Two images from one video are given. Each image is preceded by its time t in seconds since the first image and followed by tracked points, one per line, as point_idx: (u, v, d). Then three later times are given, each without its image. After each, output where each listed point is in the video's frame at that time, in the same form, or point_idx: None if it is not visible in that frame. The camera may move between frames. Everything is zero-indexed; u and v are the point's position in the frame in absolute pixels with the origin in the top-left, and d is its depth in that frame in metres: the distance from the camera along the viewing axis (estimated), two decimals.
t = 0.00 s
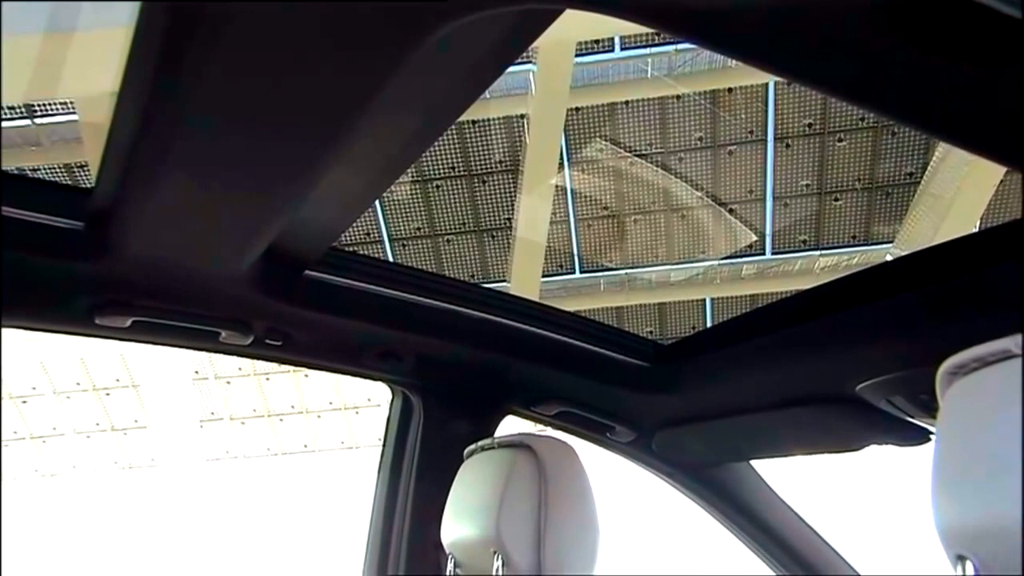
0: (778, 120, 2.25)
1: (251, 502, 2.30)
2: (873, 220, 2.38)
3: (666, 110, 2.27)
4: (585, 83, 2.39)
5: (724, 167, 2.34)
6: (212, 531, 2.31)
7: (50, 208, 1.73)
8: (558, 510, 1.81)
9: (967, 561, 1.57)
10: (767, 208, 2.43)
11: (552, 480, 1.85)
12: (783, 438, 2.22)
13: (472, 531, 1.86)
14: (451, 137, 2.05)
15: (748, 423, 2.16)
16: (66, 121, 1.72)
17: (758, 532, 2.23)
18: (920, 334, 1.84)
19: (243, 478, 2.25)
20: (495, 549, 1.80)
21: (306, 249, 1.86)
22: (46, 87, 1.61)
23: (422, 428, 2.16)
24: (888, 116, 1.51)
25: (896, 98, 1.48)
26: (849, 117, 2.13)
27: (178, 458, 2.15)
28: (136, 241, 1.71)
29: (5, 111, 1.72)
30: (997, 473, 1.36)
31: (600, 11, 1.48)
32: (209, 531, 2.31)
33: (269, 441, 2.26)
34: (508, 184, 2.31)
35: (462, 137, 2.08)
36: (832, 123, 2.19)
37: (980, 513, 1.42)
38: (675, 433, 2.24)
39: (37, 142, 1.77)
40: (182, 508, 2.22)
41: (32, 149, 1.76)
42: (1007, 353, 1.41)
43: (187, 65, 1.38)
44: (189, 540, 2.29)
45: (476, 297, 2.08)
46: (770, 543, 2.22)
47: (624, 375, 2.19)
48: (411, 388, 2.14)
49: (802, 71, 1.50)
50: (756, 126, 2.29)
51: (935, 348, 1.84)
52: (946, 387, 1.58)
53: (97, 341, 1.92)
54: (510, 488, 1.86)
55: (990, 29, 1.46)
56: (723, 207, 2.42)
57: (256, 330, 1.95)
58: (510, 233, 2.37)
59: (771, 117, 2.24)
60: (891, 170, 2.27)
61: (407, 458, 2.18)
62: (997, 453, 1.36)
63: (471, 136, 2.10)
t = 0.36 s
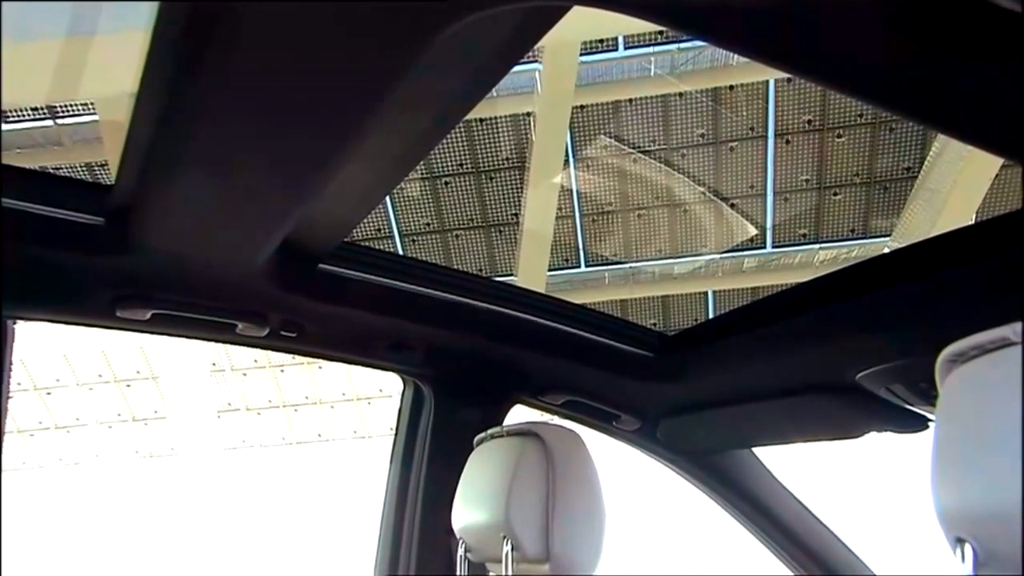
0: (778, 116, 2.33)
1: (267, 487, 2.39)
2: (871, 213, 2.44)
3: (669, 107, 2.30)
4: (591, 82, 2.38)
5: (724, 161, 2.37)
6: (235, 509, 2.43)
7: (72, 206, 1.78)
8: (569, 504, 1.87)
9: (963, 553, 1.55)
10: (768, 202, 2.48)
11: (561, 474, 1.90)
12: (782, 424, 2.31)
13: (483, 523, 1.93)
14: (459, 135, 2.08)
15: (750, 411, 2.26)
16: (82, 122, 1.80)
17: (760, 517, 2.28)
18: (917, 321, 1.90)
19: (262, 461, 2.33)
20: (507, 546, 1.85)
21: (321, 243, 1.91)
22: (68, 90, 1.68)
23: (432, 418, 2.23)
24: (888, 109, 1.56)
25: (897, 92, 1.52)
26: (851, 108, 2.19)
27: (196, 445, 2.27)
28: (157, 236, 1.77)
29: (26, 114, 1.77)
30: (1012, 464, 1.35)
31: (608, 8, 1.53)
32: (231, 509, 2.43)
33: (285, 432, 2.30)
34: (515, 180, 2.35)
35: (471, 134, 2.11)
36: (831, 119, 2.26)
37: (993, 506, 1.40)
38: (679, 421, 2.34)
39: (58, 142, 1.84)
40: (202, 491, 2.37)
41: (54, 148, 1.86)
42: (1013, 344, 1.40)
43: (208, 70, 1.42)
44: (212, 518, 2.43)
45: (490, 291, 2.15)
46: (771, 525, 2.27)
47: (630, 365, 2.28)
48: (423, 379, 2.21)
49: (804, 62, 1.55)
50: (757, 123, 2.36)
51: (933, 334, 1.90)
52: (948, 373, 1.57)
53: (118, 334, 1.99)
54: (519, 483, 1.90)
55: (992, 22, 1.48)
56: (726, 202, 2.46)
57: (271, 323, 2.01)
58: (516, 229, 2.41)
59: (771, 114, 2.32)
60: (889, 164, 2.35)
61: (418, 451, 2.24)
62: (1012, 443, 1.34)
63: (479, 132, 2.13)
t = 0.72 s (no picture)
0: (778, 114, 2.24)
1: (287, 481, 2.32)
2: (870, 207, 2.36)
3: (671, 107, 2.23)
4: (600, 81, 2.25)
5: (727, 157, 2.31)
6: (254, 507, 2.32)
7: (95, 203, 1.84)
8: (572, 492, 1.96)
9: (961, 537, 1.41)
10: (768, 197, 2.41)
11: (566, 459, 1.98)
12: (782, 410, 2.40)
13: (492, 511, 1.99)
14: (467, 132, 2.03)
15: (749, 397, 2.36)
16: (107, 121, 1.79)
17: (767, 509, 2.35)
18: (912, 312, 1.98)
19: (281, 452, 2.30)
20: (516, 532, 1.93)
21: (335, 240, 1.98)
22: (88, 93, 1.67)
23: (444, 404, 2.36)
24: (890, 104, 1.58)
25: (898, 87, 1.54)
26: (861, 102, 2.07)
27: (215, 436, 2.23)
28: (177, 233, 1.83)
29: (53, 117, 1.77)
30: (1013, 454, 1.24)
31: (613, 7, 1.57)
32: (250, 507, 2.32)
33: (300, 423, 2.30)
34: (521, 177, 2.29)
35: (479, 133, 2.05)
36: (832, 116, 2.18)
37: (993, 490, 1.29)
38: (681, 410, 2.46)
39: (81, 143, 1.88)
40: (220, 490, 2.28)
41: (77, 148, 1.89)
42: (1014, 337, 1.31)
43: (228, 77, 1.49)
44: (225, 521, 2.29)
45: (500, 283, 2.23)
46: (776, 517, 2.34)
47: (633, 356, 2.37)
48: (433, 369, 2.33)
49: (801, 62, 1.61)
50: (757, 119, 2.27)
51: (926, 324, 1.98)
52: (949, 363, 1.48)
53: (139, 327, 2.05)
54: (527, 469, 1.96)
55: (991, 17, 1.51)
56: (728, 197, 2.41)
57: (287, 315, 2.09)
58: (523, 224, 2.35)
59: (773, 110, 2.23)
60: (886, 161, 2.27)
61: (430, 438, 2.37)
62: (1013, 434, 1.24)
63: (487, 132, 2.07)
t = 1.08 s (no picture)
0: (779, 111, 2.12)
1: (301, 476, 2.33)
2: (869, 201, 2.32)
3: (676, 104, 2.10)
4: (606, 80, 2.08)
5: (729, 154, 2.22)
6: (270, 502, 2.32)
7: (112, 200, 1.90)
8: (580, 479, 2.01)
9: (961, 521, 1.41)
10: (769, 192, 2.33)
11: (574, 447, 2.03)
12: (784, 400, 2.46)
13: (503, 499, 2.05)
14: (476, 131, 1.97)
15: (751, 387, 2.42)
16: (128, 124, 1.80)
17: (769, 495, 2.51)
18: (910, 304, 2.03)
19: (297, 443, 2.34)
20: (525, 519, 1.99)
21: (347, 235, 2.04)
22: (110, 91, 1.69)
23: (452, 397, 2.47)
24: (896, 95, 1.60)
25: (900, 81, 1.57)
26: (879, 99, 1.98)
27: (232, 427, 2.28)
28: (194, 229, 1.89)
29: (69, 118, 1.79)
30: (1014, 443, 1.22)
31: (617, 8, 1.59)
32: (267, 500, 2.32)
33: (313, 413, 2.36)
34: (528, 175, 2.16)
35: (485, 133, 1.98)
36: (832, 113, 2.09)
37: (1000, 483, 1.27)
38: (682, 402, 2.54)
39: (101, 143, 1.86)
40: (238, 485, 2.30)
41: (97, 149, 1.87)
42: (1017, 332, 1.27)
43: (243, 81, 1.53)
44: (246, 514, 2.29)
45: (512, 278, 2.32)
46: (777, 504, 2.50)
47: (638, 347, 2.46)
48: (443, 362, 2.43)
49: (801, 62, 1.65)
50: (760, 117, 2.15)
51: (925, 315, 2.03)
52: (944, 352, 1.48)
53: (158, 320, 2.12)
54: (536, 457, 2.01)
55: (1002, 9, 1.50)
56: (729, 193, 2.32)
57: (301, 309, 2.16)
58: (530, 219, 2.27)
59: (774, 106, 2.10)
60: (884, 155, 2.20)
61: (441, 429, 2.46)
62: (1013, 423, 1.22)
63: (493, 131, 1.99)
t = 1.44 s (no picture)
0: (780, 107, 2.08)
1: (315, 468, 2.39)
2: (868, 196, 2.24)
3: (677, 102, 2.08)
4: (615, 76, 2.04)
5: (730, 151, 2.20)
6: (286, 489, 2.38)
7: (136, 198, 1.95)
8: (587, 466, 2.07)
9: (962, 507, 1.42)
10: (771, 188, 2.30)
11: (581, 435, 2.09)
12: (786, 389, 2.53)
13: (512, 487, 2.10)
14: (482, 129, 1.99)
15: (754, 377, 2.50)
16: (145, 125, 1.84)
17: (775, 486, 2.61)
18: (912, 293, 2.10)
19: (312, 435, 2.40)
20: (534, 506, 2.05)
21: (360, 230, 2.10)
22: (128, 93, 1.73)
23: (463, 387, 2.57)
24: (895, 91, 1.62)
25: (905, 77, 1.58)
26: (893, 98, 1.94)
27: (249, 419, 2.34)
28: (211, 227, 1.95)
29: (88, 120, 1.83)
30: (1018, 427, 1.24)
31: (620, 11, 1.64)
32: (283, 488, 2.38)
33: (326, 405, 2.40)
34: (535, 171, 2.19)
35: (494, 129, 2.01)
36: (832, 110, 2.04)
37: (998, 474, 1.30)
38: (688, 390, 2.61)
39: (119, 143, 1.89)
40: (255, 476, 2.35)
41: (116, 147, 1.90)
42: (1017, 328, 1.28)
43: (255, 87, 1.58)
44: (262, 502, 2.36)
45: (523, 272, 2.39)
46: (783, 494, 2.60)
47: (641, 339, 2.54)
48: (452, 353, 2.51)
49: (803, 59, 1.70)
50: (761, 114, 2.10)
51: (928, 302, 2.10)
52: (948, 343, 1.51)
53: (174, 315, 2.19)
54: (545, 446, 2.07)
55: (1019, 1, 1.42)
56: (732, 188, 2.31)
57: (315, 303, 2.23)
58: (538, 215, 2.29)
59: (774, 104, 2.06)
60: (885, 149, 2.13)
61: (452, 419, 2.55)
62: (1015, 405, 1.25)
63: (502, 128, 2.03)
